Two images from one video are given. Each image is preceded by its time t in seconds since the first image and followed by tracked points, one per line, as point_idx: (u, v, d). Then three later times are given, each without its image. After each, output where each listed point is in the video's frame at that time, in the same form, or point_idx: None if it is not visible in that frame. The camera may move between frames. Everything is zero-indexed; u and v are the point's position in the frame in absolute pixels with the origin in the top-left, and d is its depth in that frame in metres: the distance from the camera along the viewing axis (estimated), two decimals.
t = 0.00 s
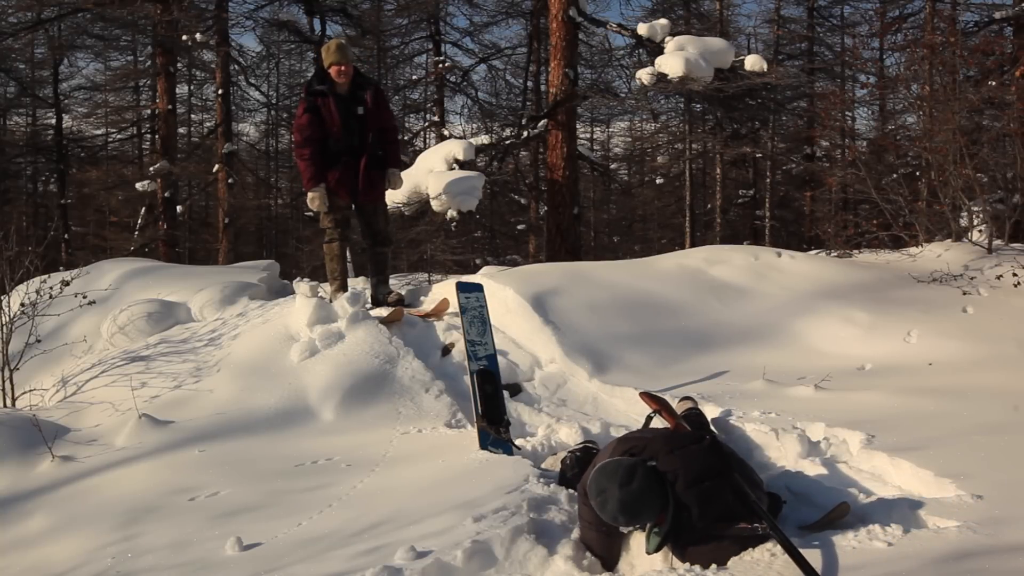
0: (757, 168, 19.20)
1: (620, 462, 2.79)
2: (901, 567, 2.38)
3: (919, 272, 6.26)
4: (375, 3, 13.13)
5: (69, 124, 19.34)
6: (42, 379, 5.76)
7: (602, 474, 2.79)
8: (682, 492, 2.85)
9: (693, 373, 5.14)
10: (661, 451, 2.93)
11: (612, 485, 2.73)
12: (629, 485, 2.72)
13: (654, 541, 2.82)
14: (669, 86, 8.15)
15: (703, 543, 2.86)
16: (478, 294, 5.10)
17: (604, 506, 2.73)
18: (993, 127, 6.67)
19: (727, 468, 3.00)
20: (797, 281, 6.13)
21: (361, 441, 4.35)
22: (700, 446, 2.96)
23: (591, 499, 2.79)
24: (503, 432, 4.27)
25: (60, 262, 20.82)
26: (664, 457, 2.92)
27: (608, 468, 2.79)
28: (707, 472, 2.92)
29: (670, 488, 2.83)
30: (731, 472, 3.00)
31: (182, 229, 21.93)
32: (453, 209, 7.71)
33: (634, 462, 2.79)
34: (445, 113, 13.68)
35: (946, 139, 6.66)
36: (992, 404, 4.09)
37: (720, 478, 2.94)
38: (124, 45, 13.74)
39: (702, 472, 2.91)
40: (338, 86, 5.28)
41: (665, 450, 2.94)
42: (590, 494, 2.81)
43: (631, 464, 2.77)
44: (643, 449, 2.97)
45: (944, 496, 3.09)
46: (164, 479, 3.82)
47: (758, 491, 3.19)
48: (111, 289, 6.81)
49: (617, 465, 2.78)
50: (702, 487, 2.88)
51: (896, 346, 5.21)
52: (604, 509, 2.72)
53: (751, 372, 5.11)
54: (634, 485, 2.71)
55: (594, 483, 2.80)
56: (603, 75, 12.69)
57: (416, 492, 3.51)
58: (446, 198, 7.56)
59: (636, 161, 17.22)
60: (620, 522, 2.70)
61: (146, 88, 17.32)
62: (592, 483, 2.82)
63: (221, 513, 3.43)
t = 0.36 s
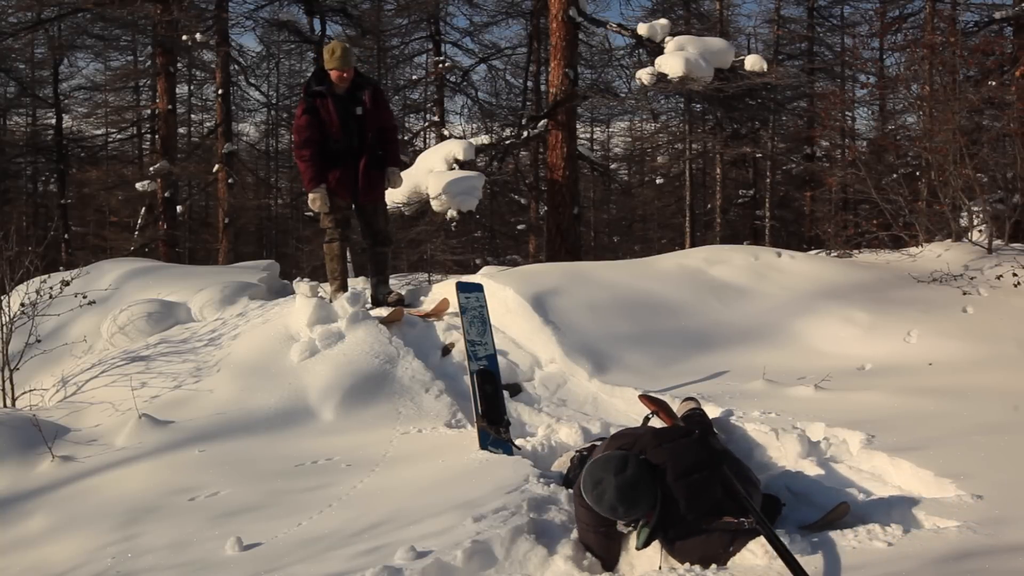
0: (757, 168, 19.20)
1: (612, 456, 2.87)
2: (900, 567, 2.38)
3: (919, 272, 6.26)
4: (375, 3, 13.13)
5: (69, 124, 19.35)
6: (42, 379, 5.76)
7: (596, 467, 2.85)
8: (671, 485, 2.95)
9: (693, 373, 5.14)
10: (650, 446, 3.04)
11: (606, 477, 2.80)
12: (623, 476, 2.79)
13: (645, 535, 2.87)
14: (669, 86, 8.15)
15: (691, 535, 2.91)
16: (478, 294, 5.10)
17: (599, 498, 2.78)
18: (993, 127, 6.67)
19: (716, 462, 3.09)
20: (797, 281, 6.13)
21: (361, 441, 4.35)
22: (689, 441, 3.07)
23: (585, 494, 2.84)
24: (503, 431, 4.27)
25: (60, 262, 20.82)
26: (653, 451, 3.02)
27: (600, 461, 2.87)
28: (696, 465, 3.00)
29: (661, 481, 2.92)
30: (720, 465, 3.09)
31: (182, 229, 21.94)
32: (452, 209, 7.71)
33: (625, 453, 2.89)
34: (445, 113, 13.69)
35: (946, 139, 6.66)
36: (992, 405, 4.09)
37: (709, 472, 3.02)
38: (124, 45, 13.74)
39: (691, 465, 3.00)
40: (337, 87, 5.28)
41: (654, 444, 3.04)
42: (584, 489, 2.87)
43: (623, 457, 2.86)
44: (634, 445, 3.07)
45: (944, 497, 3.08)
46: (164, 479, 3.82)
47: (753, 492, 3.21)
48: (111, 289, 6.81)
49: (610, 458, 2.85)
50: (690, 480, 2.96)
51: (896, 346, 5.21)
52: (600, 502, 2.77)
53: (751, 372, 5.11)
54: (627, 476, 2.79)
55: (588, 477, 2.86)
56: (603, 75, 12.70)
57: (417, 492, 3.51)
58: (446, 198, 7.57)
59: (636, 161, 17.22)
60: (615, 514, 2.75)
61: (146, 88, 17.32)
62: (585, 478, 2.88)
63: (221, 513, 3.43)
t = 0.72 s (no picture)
0: (757, 168, 19.20)
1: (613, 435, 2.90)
2: (900, 566, 2.38)
3: (918, 272, 6.26)
4: (375, 3, 13.13)
5: (69, 124, 19.35)
6: (42, 379, 5.77)
7: (602, 449, 2.87)
8: (669, 441, 2.99)
9: (693, 373, 5.14)
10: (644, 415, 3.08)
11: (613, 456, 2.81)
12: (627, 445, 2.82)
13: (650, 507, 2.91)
14: (669, 86, 8.15)
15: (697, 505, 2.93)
16: (478, 294, 5.10)
17: (612, 479, 2.78)
18: (993, 127, 6.68)
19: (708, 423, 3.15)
20: (797, 281, 6.13)
21: (362, 441, 4.35)
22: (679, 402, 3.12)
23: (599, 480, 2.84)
24: (503, 432, 4.27)
25: (60, 262, 20.82)
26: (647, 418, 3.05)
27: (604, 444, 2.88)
28: (689, 421, 3.04)
29: (661, 441, 2.96)
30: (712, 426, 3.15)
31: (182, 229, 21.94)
32: (452, 209, 7.72)
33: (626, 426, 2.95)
34: (445, 113, 13.69)
35: (946, 139, 6.67)
36: (992, 404, 4.09)
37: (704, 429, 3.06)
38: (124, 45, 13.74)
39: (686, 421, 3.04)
40: (332, 89, 5.28)
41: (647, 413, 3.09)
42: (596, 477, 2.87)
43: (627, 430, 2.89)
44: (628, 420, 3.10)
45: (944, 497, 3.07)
46: (164, 479, 3.82)
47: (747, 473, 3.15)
48: (111, 289, 6.81)
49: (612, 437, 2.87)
50: (687, 440, 3.00)
51: (896, 346, 5.21)
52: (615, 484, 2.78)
53: (751, 372, 5.11)
54: (639, 444, 2.82)
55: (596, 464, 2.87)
56: (603, 75, 12.71)
57: (417, 492, 3.51)
58: (446, 198, 7.58)
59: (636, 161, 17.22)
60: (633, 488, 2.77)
61: (146, 88, 17.32)
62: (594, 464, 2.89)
63: (221, 513, 3.44)
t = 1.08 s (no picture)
0: (757, 168, 19.20)
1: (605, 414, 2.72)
2: (901, 566, 2.38)
3: (919, 272, 6.26)
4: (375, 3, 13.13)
5: (69, 124, 19.35)
6: (42, 379, 5.77)
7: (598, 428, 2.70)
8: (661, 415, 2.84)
9: (693, 373, 5.14)
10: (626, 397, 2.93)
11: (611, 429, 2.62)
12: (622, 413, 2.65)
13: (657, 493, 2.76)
14: (669, 86, 8.15)
15: (697, 484, 2.81)
16: (478, 294, 5.09)
17: (617, 452, 2.58)
18: (993, 127, 6.68)
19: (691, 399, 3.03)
20: (797, 281, 6.13)
21: (362, 441, 4.35)
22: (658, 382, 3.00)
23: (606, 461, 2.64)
24: (503, 432, 4.26)
25: (60, 262, 20.82)
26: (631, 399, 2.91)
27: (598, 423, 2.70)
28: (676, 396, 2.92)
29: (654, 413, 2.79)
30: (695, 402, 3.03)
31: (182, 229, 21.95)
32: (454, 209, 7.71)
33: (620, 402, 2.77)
34: (445, 113, 13.70)
35: (946, 139, 6.67)
36: (993, 405, 4.09)
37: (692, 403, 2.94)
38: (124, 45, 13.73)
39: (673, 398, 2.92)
40: (344, 90, 5.27)
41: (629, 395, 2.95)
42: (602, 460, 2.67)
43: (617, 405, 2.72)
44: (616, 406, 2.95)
45: (945, 498, 3.07)
46: (164, 479, 3.82)
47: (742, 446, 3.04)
48: (111, 289, 6.81)
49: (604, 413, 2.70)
50: (676, 413, 2.85)
51: (896, 346, 5.21)
52: (623, 459, 2.59)
53: (751, 372, 5.11)
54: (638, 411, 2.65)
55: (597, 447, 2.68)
56: (603, 75, 12.71)
57: (417, 492, 3.51)
58: (446, 198, 7.61)
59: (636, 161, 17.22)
60: (645, 458, 2.57)
61: (146, 88, 17.32)
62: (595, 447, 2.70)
63: (221, 513, 3.44)
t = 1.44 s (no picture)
0: (757, 169, 19.21)
1: (604, 434, 2.61)
2: (901, 566, 2.38)
3: (919, 272, 6.26)
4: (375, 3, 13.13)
5: (69, 124, 19.35)
6: (42, 379, 5.77)
7: (600, 449, 2.59)
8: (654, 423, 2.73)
9: (692, 373, 5.14)
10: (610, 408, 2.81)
11: (619, 449, 2.51)
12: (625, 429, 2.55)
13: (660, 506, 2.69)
14: (669, 86, 8.15)
15: (694, 489, 2.77)
16: (478, 294, 5.10)
17: (631, 468, 2.50)
18: (993, 127, 6.67)
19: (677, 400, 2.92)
20: (797, 281, 6.13)
21: (362, 441, 4.35)
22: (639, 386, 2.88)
23: (617, 479, 2.55)
24: (503, 432, 4.26)
25: (59, 262, 20.82)
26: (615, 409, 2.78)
27: (600, 445, 2.58)
28: (664, 401, 2.81)
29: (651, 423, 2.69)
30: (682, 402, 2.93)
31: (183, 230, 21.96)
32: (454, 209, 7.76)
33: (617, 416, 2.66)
34: (445, 113, 13.71)
35: (946, 139, 6.67)
36: (993, 404, 4.09)
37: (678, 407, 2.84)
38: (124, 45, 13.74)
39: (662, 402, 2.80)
40: (379, 91, 5.29)
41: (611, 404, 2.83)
42: (610, 480, 2.58)
43: (616, 421, 2.61)
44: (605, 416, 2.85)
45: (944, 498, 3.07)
46: (164, 479, 3.82)
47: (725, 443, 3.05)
48: (111, 289, 6.81)
49: (605, 433, 2.58)
50: (666, 419, 2.74)
51: (896, 346, 5.21)
52: (636, 477, 2.51)
53: (751, 372, 5.11)
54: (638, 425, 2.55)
55: (604, 469, 2.57)
56: (603, 75, 12.72)
57: (417, 492, 3.51)
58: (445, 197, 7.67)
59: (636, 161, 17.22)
60: (653, 471, 2.50)
61: (146, 88, 17.31)
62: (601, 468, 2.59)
63: (221, 513, 3.44)
